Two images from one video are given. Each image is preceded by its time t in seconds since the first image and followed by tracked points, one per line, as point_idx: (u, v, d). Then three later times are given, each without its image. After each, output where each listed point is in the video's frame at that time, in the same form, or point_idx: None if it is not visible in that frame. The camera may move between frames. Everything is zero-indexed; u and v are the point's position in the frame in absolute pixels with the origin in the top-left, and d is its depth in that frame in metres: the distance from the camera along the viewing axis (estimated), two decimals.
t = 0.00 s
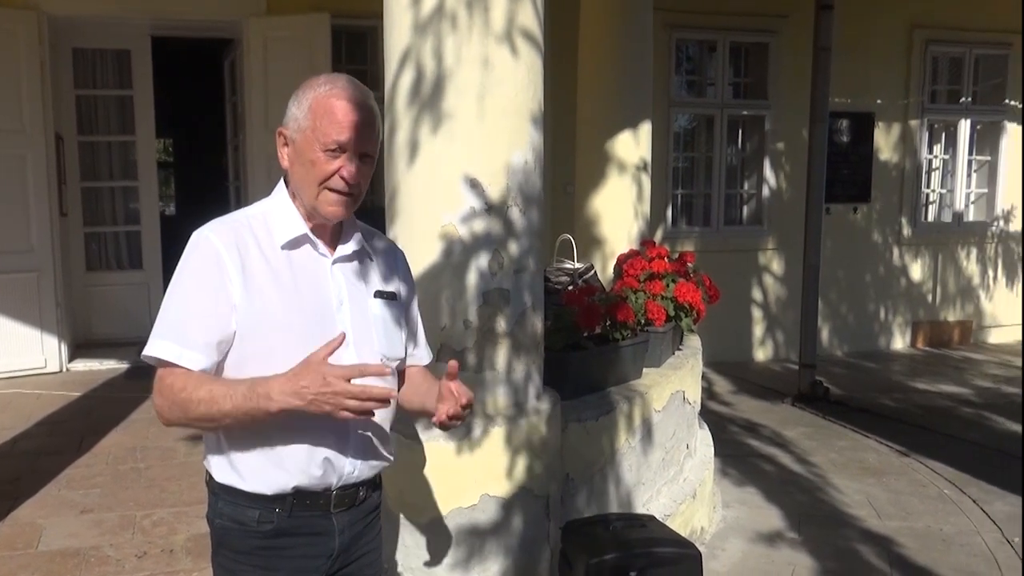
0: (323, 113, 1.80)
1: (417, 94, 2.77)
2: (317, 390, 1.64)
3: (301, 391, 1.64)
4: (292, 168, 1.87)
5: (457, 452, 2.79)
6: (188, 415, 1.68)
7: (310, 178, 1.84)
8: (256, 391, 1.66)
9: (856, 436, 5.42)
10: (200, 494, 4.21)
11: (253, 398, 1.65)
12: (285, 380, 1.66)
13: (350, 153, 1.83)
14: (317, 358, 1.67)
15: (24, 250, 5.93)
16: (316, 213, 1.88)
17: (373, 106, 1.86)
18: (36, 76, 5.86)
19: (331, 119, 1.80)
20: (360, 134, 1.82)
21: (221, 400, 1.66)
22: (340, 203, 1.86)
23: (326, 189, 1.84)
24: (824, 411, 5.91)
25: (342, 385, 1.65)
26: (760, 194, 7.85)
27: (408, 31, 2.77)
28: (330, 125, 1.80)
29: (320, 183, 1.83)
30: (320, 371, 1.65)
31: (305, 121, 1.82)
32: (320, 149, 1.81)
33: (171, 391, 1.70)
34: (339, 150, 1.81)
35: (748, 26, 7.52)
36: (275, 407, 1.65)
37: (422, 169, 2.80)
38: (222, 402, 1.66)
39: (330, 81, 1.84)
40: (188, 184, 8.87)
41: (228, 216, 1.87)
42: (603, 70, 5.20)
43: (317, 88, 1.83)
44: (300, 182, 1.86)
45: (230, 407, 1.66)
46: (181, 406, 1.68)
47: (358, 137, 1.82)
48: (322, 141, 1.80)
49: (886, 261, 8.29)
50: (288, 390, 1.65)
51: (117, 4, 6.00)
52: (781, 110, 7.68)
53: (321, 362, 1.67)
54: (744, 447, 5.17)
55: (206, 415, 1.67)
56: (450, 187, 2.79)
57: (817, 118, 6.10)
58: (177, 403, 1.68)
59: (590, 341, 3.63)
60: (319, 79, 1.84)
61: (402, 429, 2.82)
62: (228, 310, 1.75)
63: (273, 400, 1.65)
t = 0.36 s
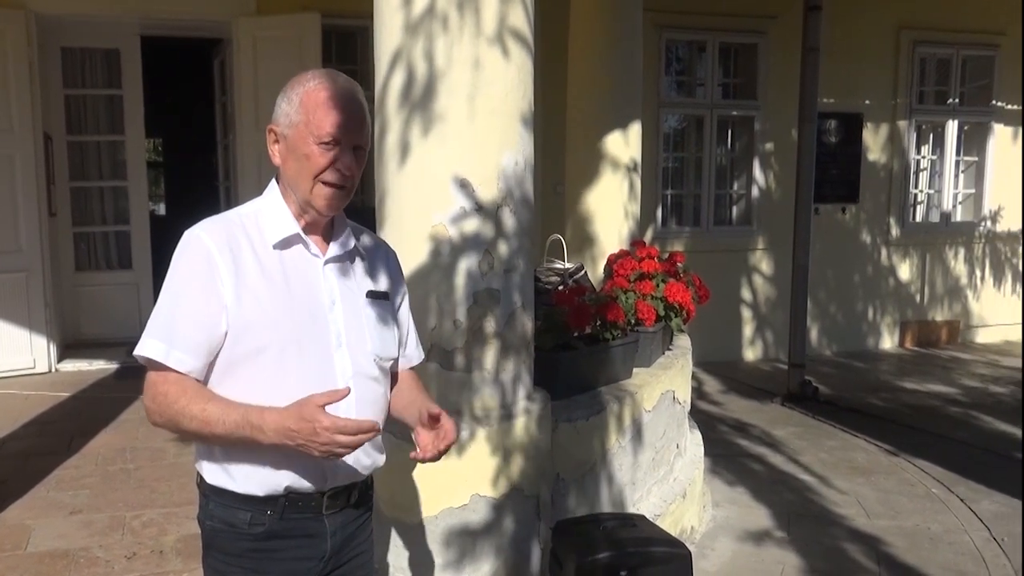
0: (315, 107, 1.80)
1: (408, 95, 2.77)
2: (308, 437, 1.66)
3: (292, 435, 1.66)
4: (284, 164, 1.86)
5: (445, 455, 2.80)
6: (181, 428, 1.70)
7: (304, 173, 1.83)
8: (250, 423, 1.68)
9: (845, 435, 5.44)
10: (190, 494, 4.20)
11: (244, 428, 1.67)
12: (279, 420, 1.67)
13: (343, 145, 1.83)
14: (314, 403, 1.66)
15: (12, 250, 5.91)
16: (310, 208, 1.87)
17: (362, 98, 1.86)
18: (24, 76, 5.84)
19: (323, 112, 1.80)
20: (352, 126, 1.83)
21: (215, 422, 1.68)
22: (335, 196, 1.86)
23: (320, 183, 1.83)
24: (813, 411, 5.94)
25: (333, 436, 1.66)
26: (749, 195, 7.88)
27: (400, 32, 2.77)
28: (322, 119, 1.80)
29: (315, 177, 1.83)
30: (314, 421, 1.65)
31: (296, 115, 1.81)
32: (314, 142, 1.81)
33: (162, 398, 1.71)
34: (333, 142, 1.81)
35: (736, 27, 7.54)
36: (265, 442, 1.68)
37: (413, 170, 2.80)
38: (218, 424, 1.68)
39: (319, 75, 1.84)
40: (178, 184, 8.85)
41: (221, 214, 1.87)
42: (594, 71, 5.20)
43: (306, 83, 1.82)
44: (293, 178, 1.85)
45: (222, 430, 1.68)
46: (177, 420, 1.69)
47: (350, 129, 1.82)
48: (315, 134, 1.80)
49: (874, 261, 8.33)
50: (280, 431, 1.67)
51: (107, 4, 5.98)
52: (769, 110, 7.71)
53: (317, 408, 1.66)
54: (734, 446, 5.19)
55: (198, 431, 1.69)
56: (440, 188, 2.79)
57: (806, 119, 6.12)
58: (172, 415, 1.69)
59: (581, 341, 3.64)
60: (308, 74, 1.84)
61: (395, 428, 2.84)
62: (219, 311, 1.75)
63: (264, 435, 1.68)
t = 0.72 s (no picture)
0: (311, 108, 1.80)
1: (402, 96, 2.77)
2: (330, 453, 1.79)
3: (313, 450, 1.78)
4: (278, 165, 1.86)
5: (439, 454, 2.78)
6: (187, 435, 1.71)
7: (299, 175, 1.84)
8: (268, 434, 1.75)
9: (837, 434, 5.46)
10: (183, 495, 4.20)
11: (263, 438, 1.74)
12: (302, 434, 1.78)
13: (337, 148, 1.84)
14: (339, 425, 1.83)
15: (4, 249, 5.89)
16: (304, 210, 1.88)
17: (356, 99, 1.86)
18: (16, 75, 5.82)
19: (318, 115, 1.80)
20: (346, 128, 1.83)
21: (229, 432, 1.72)
22: (330, 198, 1.87)
23: (315, 185, 1.84)
24: (806, 410, 5.95)
25: (350, 457, 1.82)
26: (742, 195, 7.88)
27: (394, 33, 2.77)
28: (318, 121, 1.80)
29: (310, 179, 1.83)
30: (338, 440, 1.81)
31: (291, 116, 1.81)
32: (309, 145, 1.81)
33: (163, 404, 1.71)
34: (328, 145, 1.82)
35: (728, 27, 7.55)
36: (281, 453, 1.76)
37: (406, 170, 2.80)
38: (233, 435, 1.72)
39: (312, 75, 1.83)
40: (170, 184, 8.84)
41: (213, 214, 1.87)
42: (587, 72, 5.21)
43: (300, 84, 1.82)
44: (287, 179, 1.85)
45: (236, 440, 1.73)
46: (182, 427, 1.70)
47: (345, 132, 1.83)
48: (310, 137, 1.80)
49: (866, 262, 8.36)
50: (302, 445, 1.78)
51: (98, 3, 5.96)
52: (761, 111, 7.73)
53: (341, 430, 1.83)
54: (726, 446, 5.20)
55: (209, 440, 1.72)
56: (433, 188, 2.79)
57: (798, 120, 6.14)
58: (177, 422, 1.70)
59: (574, 340, 3.64)
60: (302, 75, 1.83)
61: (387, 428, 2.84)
62: (213, 314, 1.75)
63: (283, 446, 1.76)
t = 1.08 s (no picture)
0: (308, 111, 1.80)
1: (399, 96, 2.77)
2: (327, 453, 1.80)
3: (310, 450, 1.78)
4: (273, 167, 1.86)
5: (436, 453, 2.79)
6: (183, 435, 1.71)
7: (295, 178, 1.83)
8: (265, 434, 1.75)
9: (833, 434, 5.48)
10: (179, 495, 4.19)
11: (260, 438, 1.74)
12: (299, 434, 1.79)
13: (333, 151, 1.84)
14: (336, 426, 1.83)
15: None
16: (299, 212, 1.88)
17: (353, 102, 1.86)
18: (11, 75, 5.80)
19: (315, 118, 1.80)
20: (343, 132, 1.83)
21: (225, 431, 1.72)
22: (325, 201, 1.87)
23: (311, 188, 1.84)
24: (802, 410, 5.96)
25: (347, 457, 1.83)
26: (737, 195, 7.91)
27: (391, 34, 2.76)
28: (315, 124, 1.80)
29: (306, 182, 1.83)
30: (335, 440, 1.81)
31: (287, 119, 1.81)
32: (305, 148, 1.81)
33: (159, 403, 1.70)
34: (325, 149, 1.82)
35: (724, 28, 7.56)
36: (278, 453, 1.77)
37: (403, 170, 2.80)
38: (228, 434, 1.72)
39: (310, 77, 1.83)
40: (166, 183, 8.82)
41: (208, 214, 1.87)
42: (584, 72, 5.21)
43: (297, 86, 1.82)
44: (283, 181, 1.85)
45: (233, 440, 1.73)
46: (178, 426, 1.70)
47: (342, 135, 1.83)
48: (307, 140, 1.80)
49: (861, 262, 8.37)
50: (299, 445, 1.78)
51: (94, 3, 5.95)
52: (757, 111, 7.74)
53: (338, 430, 1.84)
54: (722, 446, 5.21)
55: (205, 439, 1.71)
56: (430, 188, 2.79)
57: (793, 121, 6.15)
58: (173, 422, 1.70)
59: (570, 340, 3.64)
60: (299, 76, 1.83)
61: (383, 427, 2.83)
62: (209, 314, 1.75)
63: (280, 446, 1.76)
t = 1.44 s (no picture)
0: (308, 110, 1.80)
1: (395, 96, 2.77)
2: (327, 451, 1.80)
3: (310, 449, 1.78)
4: (273, 166, 1.86)
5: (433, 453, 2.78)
6: (183, 436, 1.71)
7: (295, 177, 1.83)
8: (266, 434, 1.75)
9: (830, 434, 5.48)
10: (176, 495, 4.19)
11: (260, 438, 1.74)
12: (299, 432, 1.79)
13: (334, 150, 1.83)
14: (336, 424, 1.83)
15: None
16: (300, 211, 1.88)
17: (353, 101, 1.86)
18: (8, 74, 5.79)
19: (314, 117, 1.80)
20: (342, 131, 1.83)
21: (226, 432, 1.72)
22: (325, 200, 1.87)
23: (311, 188, 1.84)
24: (799, 410, 5.97)
25: (347, 454, 1.83)
26: (734, 195, 7.91)
27: (386, 33, 2.76)
28: (315, 124, 1.80)
29: (306, 182, 1.83)
30: (335, 437, 1.81)
31: (287, 118, 1.81)
32: (305, 148, 1.81)
33: (159, 405, 1.70)
34: (325, 148, 1.82)
35: (721, 28, 7.57)
36: (279, 452, 1.77)
37: (401, 170, 2.80)
38: (228, 433, 1.72)
39: (309, 77, 1.83)
40: (163, 183, 8.82)
41: (207, 214, 1.87)
42: (581, 72, 5.22)
43: (297, 86, 1.82)
44: (283, 180, 1.85)
45: (233, 440, 1.73)
46: (178, 428, 1.70)
47: (342, 135, 1.83)
48: (307, 139, 1.80)
49: (858, 262, 8.39)
50: (299, 443, 1.78)
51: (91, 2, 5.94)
52: (754, 111, 7.75)
53: (338, 428, 1.83)
54: (720, 446, 5.21)
55: (205, 440, 1.71)
56: (428, 188, 2.79)
57: (791, 122, 6.16)
58: (173, 423, 1.70)
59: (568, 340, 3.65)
60: (299, 76, 1.83)
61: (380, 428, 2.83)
62: (209, 315, 1.75)
63: (280, 446, 1.77)
